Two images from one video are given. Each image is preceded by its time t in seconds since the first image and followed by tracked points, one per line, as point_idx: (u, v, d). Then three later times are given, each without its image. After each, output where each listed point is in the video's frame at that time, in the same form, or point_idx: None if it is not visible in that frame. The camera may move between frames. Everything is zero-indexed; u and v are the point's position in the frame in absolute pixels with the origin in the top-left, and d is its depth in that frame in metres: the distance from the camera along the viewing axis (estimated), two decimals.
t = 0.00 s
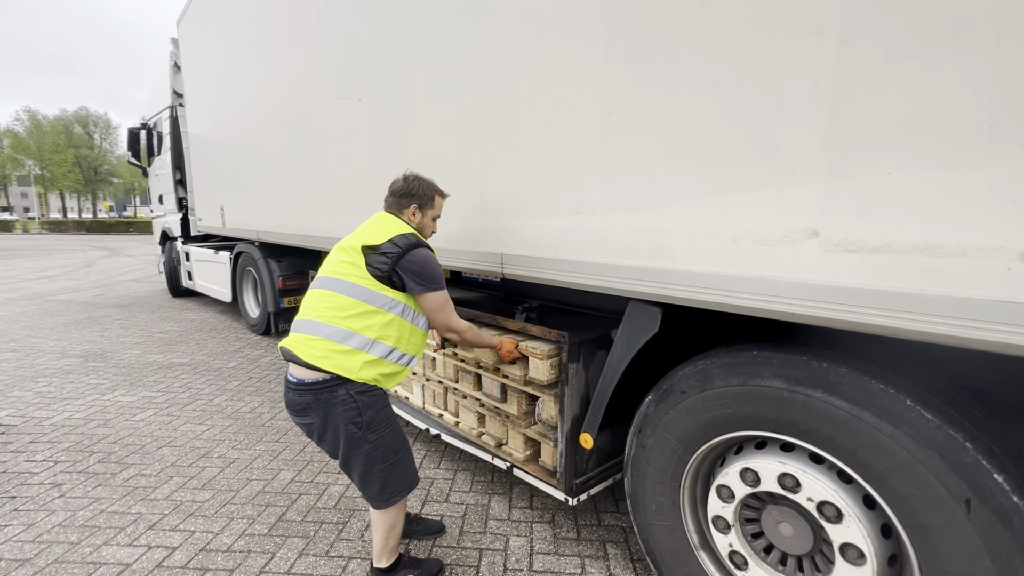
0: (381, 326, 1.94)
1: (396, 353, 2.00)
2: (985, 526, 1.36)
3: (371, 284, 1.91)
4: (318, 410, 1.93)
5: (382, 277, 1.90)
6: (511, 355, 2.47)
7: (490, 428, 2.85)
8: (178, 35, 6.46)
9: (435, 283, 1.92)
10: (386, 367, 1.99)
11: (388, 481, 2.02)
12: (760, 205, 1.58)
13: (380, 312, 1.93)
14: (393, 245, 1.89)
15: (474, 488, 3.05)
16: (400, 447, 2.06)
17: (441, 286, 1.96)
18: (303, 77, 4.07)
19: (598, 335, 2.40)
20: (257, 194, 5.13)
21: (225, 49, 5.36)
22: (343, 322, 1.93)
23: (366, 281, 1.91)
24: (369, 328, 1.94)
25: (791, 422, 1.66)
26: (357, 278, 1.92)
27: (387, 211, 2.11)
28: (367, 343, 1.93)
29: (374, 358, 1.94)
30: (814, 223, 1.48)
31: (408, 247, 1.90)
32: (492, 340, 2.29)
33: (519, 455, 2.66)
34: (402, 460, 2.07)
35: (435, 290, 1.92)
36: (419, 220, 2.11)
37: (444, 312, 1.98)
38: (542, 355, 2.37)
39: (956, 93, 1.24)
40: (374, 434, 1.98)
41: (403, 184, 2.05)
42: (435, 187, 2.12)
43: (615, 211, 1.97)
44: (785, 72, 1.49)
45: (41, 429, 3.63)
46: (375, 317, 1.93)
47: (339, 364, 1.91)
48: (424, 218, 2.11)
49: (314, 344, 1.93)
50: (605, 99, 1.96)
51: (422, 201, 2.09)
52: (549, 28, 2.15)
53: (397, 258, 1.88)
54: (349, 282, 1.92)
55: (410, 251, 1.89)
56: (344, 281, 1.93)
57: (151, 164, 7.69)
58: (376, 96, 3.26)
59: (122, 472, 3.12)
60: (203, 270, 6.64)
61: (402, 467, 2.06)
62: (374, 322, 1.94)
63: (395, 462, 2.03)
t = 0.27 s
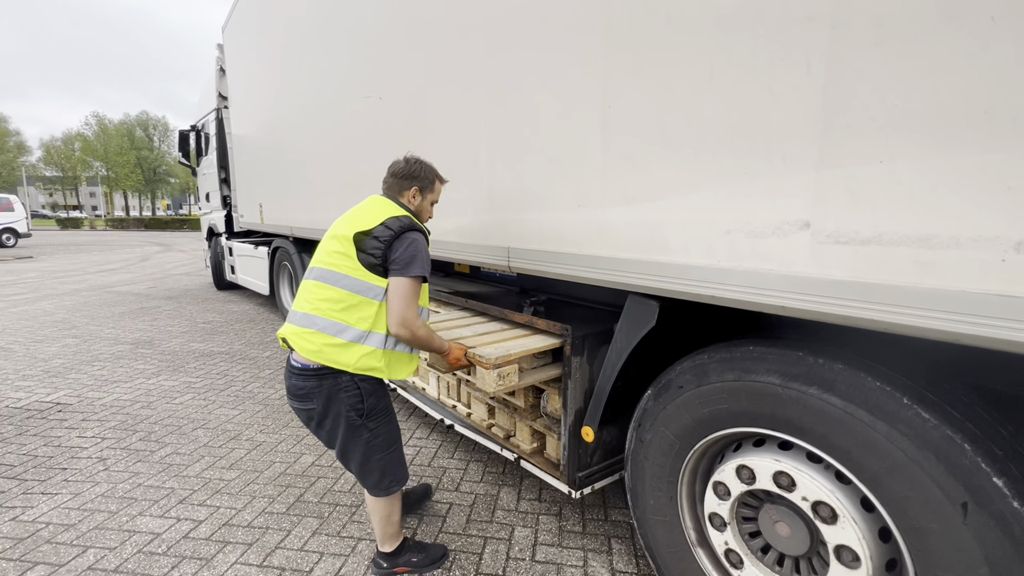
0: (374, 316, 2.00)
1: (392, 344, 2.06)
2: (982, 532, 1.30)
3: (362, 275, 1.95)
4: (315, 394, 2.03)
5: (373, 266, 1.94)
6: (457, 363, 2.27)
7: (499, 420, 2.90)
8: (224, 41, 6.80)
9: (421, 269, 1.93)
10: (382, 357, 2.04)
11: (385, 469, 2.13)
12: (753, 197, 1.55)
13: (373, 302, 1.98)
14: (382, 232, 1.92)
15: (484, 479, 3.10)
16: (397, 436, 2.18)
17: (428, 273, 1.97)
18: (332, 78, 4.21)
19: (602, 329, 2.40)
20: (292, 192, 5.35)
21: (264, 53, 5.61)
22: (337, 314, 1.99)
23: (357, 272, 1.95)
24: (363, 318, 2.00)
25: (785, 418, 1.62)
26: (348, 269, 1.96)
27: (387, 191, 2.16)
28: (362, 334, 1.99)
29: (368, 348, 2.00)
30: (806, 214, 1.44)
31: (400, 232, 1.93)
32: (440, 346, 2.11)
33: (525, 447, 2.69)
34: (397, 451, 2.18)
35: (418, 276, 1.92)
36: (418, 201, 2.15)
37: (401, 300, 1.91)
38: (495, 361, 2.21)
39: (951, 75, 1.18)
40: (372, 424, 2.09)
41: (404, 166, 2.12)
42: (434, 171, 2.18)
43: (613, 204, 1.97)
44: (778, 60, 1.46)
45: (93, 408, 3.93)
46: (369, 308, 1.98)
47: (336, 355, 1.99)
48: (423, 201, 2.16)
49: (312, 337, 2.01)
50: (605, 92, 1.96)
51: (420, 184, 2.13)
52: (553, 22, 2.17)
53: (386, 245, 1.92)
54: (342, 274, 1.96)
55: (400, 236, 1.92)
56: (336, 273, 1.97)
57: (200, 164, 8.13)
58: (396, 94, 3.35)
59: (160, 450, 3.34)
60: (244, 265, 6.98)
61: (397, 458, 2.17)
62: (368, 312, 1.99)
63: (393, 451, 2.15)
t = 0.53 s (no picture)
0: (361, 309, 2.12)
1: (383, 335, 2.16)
2: (980, 530, 1.29)
3: (351, 270, 2.09)
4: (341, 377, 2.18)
5: (359, 260, 2.07)
6: (428, 362, 2.25)
7: (518, 413, 2.99)
8: (269, 48, 7.15)
9: (399, 261, 2.01)
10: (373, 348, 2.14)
11: (387, 451, 2.24)
12: (755, 194, 1.58)
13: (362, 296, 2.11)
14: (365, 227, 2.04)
15: (505, 469, 3.20)
16: (399, 420, 2.28)
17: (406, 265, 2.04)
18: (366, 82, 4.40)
19: (617, 325, 2.44)
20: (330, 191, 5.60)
21: (306, 59, 5.88)
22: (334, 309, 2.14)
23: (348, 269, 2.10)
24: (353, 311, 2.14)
25: (788, 413, 1.64)
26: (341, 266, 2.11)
27: (384, 186, 2.29)
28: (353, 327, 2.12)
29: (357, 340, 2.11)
30: (806, 211, 1.46)
31: (381, 226, 2.04)
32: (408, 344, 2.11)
33: (542, 439, 2.76)
34: (400, 435, 2.29)
35: (394, 268, 2.00)
36: (410, 195, 2.25)
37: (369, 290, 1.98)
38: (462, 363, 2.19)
39: (945, 72, 1.18)
40: (373, 408, 2.22)
41: (397, 162, 2.24)
42: (427, 165, 2.28)
43: (624, 202, 2.02)
44: (779, 59, 1.48)
45: (149, 392, 4.26)
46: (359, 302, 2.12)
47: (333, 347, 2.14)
48: (416, 194, 2.26)
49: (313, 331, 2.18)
50: (617, 93, 2.01)
51: (411, 178, 2.24)
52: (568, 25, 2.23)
53: (368, 240, 2.04)
54: (335, 270, 2.12)
55: (381, 230, 2.03)
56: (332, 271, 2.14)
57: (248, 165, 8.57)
58: (423, 97, 3.48)
59: (206, 431, 3.60)
60: (287, 262, 7.33)
61: (400, 441, 2.28)
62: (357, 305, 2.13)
63: (393, 434, 2.26)
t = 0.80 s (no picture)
0: (346, 301, 2.32)
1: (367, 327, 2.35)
2: (985, 522, 1.33)
3: (339, 268, 2.29)
4: (350, 362, 2.35)
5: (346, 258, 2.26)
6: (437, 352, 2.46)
7: (545, 406, 3.10)
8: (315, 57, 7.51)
9: (381, 260, 2.19)
10: (358, 338, 2.34)
11: (375, 429, 2.44)
12: (767, 195, 1.63)
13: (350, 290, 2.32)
14: (350, 228, 2.24)
15: (533, 460, 3.32)
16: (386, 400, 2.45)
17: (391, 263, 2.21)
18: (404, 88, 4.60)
19: (639, 321, 2.52)
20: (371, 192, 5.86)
21: (349, 66, 6.17)
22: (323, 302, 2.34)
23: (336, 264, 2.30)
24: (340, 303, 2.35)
25: (800, 407, 1.69)
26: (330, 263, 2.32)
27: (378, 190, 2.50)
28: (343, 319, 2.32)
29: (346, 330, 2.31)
30: (816, 211, 1.51)
31: (366, 227, 2.22)
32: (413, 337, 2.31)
33: (568, 431, 2.87)
34: (388, 412, 2.47)
35: (377, 267, 2.17)
36: (398, 198, 2.44)
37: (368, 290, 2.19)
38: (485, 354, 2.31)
39: (947, 77, 1.22)
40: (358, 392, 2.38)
41: (387, 167, 2.46)
42: (416, 169, 2.46)
43: (644, 202, 2.10)
44: (790, 64, 1.54)
45: (207, 380, 4.61)
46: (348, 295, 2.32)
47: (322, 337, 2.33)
48: (403, 197, 2.45)
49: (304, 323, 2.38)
50: (637, 98, 2.09)
51: (399, 183, 2.43)
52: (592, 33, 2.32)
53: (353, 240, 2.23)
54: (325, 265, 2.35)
55: (365, 231, 2.22)
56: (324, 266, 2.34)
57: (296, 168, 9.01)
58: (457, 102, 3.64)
59: (257, 417, 3.88)
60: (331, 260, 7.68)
61: (387, 419, 2.47)
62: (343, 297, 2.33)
63: (379, 414, 2.44)
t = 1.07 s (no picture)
0: (338, 305, 2.47)
1: (372, 333, 2.52)
2: (996, 525, 1.34)
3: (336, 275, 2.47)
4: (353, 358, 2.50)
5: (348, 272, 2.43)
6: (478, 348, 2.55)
7: (571, 403, 3.18)
8: (357, 64, 7.81)
9: (387, 270, 2.37)
10: (344, 340, 2.48)
11: (354, 427, 2.55)
12: (780, 198, 1.66)
13: (352, 301, 2.48)
14: (350, 244, 2.40)
15: (559, 456, 3.40)
16: (367, 400, 2.55)
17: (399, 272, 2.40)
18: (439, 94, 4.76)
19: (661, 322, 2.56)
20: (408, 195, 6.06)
21: (388, 73, 6.40)
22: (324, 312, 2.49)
23: (339, 277, 2.47)
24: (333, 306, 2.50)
25: (815, 408, 1.71)
26: (333, 276, 2.48)
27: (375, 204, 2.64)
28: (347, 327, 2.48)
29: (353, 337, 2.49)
30: (827, 214, 1.53)
31: (365, 242, 2.39)
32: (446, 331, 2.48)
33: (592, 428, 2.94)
34: (368, 411, 2.57)
35: (383, 275, 2.37)
36: (392, 212, 2.57)
37: (396, 292, 2.41)
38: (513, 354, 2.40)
39: (953, 82, 1.23)
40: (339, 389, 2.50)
41: (380, 184, 2.59)
42: (403, 183, 2.56)
43: (663, 205, 2.15)
44: (802, 70, 1.56)
45: (256, 372, 4.92)
46: (350, 305, 2.48)
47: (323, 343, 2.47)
48: (396, 211, 2.57)
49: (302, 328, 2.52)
50: (657, 103, 2.14)
51: (389, 198, 2.55)
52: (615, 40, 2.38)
53: (355, 254, 2.40)
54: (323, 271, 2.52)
55: (364, 245, 2.39)
56: (326, 278, 2.50)
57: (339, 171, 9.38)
58: (488, 107, 3.75)
59: (300, 407, 4.12)
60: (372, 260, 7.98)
61: (367, 418, 2.57)
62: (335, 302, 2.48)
63: (357, 412, 2.54)
